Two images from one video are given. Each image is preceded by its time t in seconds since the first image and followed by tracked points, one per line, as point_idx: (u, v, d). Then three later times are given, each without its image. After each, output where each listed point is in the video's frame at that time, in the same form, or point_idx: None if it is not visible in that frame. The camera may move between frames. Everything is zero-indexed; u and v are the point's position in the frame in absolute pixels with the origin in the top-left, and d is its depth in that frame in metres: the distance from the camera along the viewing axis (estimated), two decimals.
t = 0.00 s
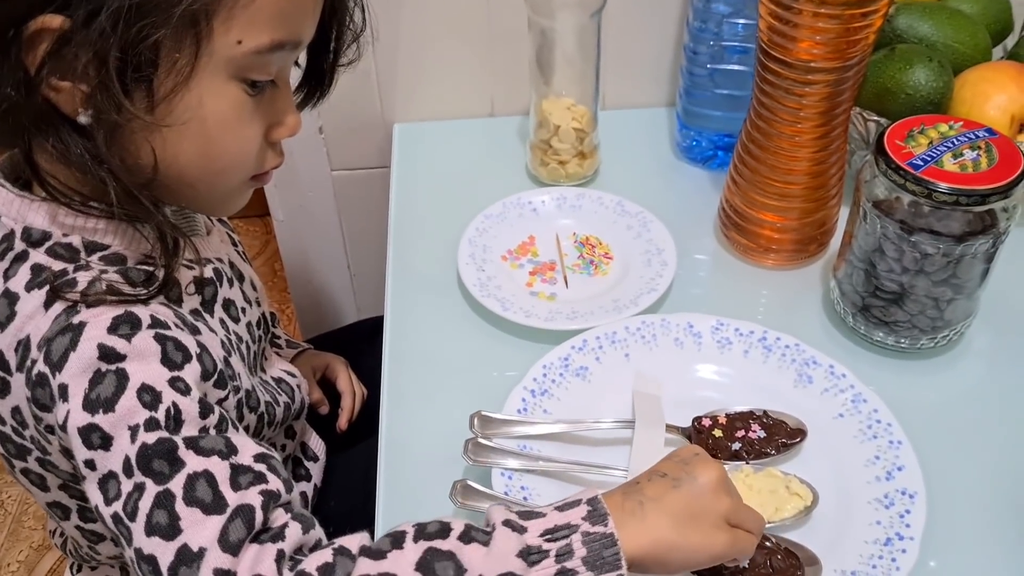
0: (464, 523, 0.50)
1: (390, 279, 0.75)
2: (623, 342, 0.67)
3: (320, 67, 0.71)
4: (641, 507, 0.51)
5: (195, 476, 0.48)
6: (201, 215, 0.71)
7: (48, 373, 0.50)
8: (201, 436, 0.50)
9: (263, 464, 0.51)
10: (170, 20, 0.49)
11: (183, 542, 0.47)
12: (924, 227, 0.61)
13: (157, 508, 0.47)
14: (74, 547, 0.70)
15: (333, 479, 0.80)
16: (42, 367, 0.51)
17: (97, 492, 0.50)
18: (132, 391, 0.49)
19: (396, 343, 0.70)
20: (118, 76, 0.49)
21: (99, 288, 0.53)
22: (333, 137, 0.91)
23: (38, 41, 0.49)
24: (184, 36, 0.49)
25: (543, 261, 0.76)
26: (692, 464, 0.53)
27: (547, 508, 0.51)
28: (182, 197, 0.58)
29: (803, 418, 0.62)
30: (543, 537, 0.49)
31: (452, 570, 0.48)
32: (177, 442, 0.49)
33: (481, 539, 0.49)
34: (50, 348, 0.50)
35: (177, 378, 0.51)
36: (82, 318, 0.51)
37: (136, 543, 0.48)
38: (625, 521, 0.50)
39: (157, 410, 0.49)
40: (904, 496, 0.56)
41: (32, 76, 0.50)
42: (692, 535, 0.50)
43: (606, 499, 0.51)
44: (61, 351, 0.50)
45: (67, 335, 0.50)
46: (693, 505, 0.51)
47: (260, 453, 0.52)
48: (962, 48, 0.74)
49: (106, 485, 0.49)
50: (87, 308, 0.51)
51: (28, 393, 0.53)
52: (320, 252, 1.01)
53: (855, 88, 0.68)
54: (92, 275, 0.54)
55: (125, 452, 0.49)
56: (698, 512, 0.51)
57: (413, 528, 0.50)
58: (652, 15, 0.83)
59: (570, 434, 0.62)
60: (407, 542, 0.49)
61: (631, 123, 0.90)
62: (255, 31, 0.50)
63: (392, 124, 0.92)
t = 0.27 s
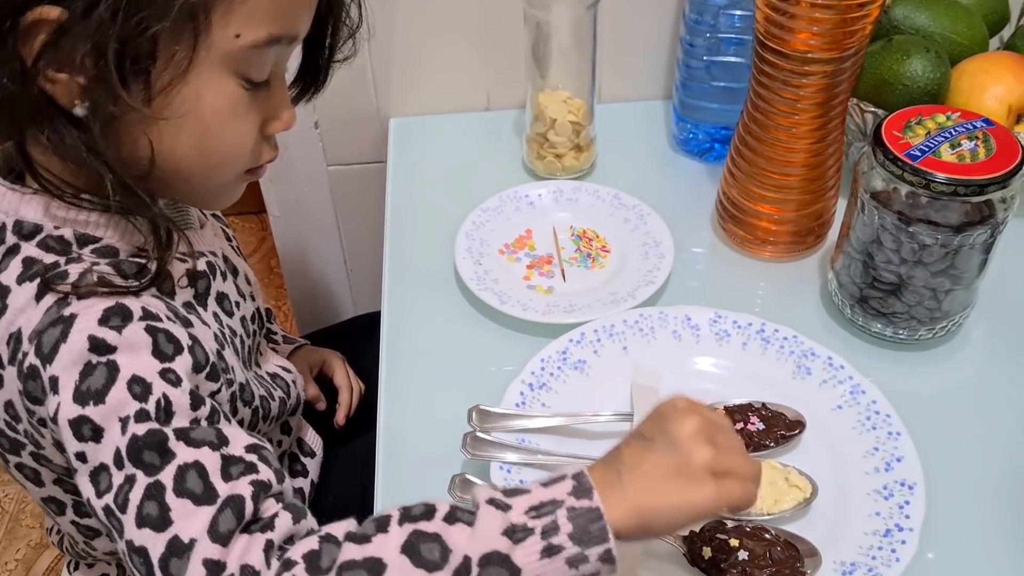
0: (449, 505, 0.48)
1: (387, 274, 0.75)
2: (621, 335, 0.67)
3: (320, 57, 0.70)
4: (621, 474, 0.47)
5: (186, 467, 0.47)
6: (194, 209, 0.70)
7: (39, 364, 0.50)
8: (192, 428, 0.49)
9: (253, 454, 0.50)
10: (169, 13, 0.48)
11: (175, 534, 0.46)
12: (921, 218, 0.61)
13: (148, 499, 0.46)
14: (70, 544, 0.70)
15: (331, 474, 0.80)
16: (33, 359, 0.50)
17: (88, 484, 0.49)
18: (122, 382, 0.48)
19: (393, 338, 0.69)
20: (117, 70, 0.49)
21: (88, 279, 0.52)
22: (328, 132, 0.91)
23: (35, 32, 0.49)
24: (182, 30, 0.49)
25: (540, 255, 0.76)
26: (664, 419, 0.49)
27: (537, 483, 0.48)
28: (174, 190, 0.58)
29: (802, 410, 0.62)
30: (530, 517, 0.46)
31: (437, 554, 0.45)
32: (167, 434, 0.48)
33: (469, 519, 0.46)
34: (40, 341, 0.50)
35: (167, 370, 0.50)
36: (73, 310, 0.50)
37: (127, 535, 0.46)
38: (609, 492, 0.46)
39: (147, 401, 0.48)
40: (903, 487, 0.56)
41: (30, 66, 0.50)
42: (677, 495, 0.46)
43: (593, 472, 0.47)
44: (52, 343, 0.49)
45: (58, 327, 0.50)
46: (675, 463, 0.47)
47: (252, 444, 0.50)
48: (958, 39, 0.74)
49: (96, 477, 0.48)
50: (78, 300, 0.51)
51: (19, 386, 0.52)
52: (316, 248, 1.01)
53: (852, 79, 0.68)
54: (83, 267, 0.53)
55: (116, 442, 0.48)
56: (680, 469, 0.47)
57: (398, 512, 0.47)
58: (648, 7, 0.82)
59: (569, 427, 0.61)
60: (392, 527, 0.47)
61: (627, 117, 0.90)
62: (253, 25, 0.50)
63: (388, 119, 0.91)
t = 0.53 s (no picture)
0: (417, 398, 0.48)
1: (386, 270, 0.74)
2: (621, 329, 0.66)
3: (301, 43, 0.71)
4: (569, 330, 0.51)
5: (190, 426, 0.46)
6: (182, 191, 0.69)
7: (34, 343, 0.48)
8: (193, 389, 0.48)
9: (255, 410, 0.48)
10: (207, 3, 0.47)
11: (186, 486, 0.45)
12: (922, 210, 0.61)
13: (154, 460, 0.45)
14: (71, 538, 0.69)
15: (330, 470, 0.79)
16: (28, 338, 0.49)
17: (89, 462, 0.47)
18: (121, 348, 0.47)
19: (392, 334, 0.69)
20: (171, 61, 0.48)
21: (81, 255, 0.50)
22: (325, 128, 0.90)
23: (85, 35, 0.47)
24: (217, 20, 0.48)
25: (540, 250, 0.75)
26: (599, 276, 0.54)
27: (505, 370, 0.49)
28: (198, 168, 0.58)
29: (803, 404, 0.62)
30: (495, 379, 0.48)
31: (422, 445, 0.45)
32: (168, 396, 0.47)
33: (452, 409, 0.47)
34: (35, 320, 0.48)
35: (163, 336, 0.49)
36: (65, 288, 0.49)
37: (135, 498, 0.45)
38: (560, 344, 0.50)
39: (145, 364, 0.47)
40: (905, 481, 0.56)
41: (78, 71, 0.48)
42: (619, 341, 0.51)
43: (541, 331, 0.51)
44: (45, 321, 0.48)
45: (51, 305, 0.48)
46: (615, 314, 0.52)
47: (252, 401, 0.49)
48: (957, 30, 0.73)
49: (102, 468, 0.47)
50: (70, 277, 0.49)
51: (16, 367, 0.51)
52: (314, 244, 1.00)
53: (851, 70, 0.67)
54: (74, 246, 0.51)
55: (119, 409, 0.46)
56: (621, 319, 0.52)
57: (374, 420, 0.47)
58: None
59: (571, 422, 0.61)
60: (372, 432, 0.47)
61: (625, 111, 0.89)
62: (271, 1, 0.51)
63: (384, 114, 0.91)
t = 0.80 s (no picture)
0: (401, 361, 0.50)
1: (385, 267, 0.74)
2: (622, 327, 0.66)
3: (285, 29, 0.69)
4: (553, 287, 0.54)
5: (187, 397, 0.45)
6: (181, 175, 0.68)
7: (33, 319, 0.48)
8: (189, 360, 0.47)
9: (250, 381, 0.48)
10: None
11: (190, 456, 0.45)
12: (926, 206, 0.61)
13: (154, 432, 0.45)
14: (69, 529, 0.67)
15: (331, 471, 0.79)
16: (26, 314, 0.48)
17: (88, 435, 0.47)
18: (119, 321, 0.46)
19: (392, 332, 0.68)
20: (150, 28, 0.47)
21: (77, 231, 0.50)
22: (323, 124, 0.90)
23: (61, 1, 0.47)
24: None
25: (540, 246, 0.75)
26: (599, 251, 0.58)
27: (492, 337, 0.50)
28: (181, 146, 0.57)
29: (807, 401, 0.61)
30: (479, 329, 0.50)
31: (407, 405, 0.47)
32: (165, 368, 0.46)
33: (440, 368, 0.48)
34: (33, 294, 0.48)
35: (162, 310, 0.48)
36: (63, 262, 0.48)
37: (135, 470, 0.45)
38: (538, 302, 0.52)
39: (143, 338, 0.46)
40: (910, 478, 0.55)
41: (56, 38, 0.47)
42: (597, 307, 0.53)
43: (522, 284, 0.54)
44: (43, 296, 0.47)
45: (50, 280, 0.48)
46: (599, 280, 0.55)
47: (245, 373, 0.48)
48: (960, 25, 0.73)
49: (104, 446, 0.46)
50: (67, 252, 0.49)
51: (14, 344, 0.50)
52: (312, 241, 1.00)
53: (854, 65, 0.67)
54: (71, 223, 0.51)
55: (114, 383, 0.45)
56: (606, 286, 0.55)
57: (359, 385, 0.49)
58: None
59: (573, 420, 0.61)
60: (359, 399, 0.48)
61: (626, 106, 0.89)
62: None
63: (383, 110, 0.90)
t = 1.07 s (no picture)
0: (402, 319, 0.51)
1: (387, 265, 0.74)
2: (625, 324, 0.66)
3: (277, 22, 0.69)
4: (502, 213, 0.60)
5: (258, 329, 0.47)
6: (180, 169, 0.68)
7: (67, 301, 0.47)
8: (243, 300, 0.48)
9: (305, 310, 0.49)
10: None
11: (273, 374, 0.46)
12: (929, 202, 0.61)
13: (199, 392, 0.45)
14: (75, 527, 0.68)
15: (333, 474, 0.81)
16: (60, 297, 0.47)
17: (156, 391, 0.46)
18: (165, 277, 0.46)
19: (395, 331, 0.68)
20: (153, 17, 0.48)
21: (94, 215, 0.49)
22: (324, 122, 0.89)
23: None
24: None
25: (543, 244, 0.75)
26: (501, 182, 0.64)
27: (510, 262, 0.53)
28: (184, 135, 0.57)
29: (810, 398, 0.61)
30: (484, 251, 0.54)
31: (446, 322, 0.49)
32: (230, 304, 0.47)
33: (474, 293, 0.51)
34: (62, 276, 0.47)
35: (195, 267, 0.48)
36: (87, 243, 0.47)
37: (222, 398, 0.45)
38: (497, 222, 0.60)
39: (186, 319, 0.46)
40: (914, 476, 0.55)
41: (61, 30, 0.48)
42: (540, 214, 0.59)
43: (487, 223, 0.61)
44: (76, 275, 0.47)
45: (77, 260, 0.47)
46: (535, 198, 0.61)
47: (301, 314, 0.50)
48: (962, 21, 0.73)
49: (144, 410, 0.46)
50: (88, 235, 0.48)
51: (44, 332, 0.48)
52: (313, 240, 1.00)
53: (857, 62, 0.66)
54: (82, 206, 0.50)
55: (179, 330, 0.45)
56: (533, 200, 0.60)
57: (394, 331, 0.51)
58: None
59: (576, 419, 0.61)
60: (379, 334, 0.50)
61: (627, 104, 0.88)
62: None
63: (384, 107, 0.90)
